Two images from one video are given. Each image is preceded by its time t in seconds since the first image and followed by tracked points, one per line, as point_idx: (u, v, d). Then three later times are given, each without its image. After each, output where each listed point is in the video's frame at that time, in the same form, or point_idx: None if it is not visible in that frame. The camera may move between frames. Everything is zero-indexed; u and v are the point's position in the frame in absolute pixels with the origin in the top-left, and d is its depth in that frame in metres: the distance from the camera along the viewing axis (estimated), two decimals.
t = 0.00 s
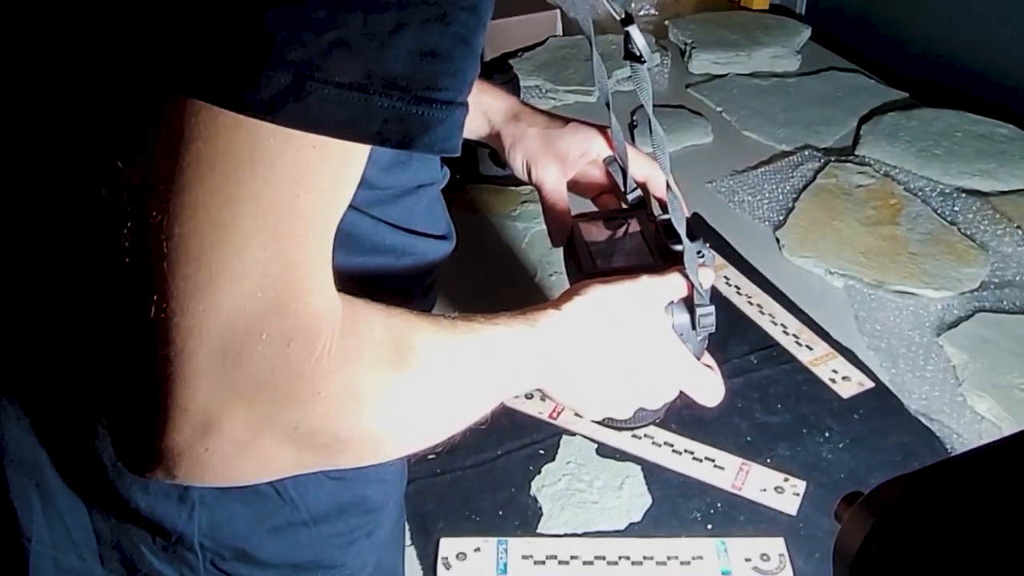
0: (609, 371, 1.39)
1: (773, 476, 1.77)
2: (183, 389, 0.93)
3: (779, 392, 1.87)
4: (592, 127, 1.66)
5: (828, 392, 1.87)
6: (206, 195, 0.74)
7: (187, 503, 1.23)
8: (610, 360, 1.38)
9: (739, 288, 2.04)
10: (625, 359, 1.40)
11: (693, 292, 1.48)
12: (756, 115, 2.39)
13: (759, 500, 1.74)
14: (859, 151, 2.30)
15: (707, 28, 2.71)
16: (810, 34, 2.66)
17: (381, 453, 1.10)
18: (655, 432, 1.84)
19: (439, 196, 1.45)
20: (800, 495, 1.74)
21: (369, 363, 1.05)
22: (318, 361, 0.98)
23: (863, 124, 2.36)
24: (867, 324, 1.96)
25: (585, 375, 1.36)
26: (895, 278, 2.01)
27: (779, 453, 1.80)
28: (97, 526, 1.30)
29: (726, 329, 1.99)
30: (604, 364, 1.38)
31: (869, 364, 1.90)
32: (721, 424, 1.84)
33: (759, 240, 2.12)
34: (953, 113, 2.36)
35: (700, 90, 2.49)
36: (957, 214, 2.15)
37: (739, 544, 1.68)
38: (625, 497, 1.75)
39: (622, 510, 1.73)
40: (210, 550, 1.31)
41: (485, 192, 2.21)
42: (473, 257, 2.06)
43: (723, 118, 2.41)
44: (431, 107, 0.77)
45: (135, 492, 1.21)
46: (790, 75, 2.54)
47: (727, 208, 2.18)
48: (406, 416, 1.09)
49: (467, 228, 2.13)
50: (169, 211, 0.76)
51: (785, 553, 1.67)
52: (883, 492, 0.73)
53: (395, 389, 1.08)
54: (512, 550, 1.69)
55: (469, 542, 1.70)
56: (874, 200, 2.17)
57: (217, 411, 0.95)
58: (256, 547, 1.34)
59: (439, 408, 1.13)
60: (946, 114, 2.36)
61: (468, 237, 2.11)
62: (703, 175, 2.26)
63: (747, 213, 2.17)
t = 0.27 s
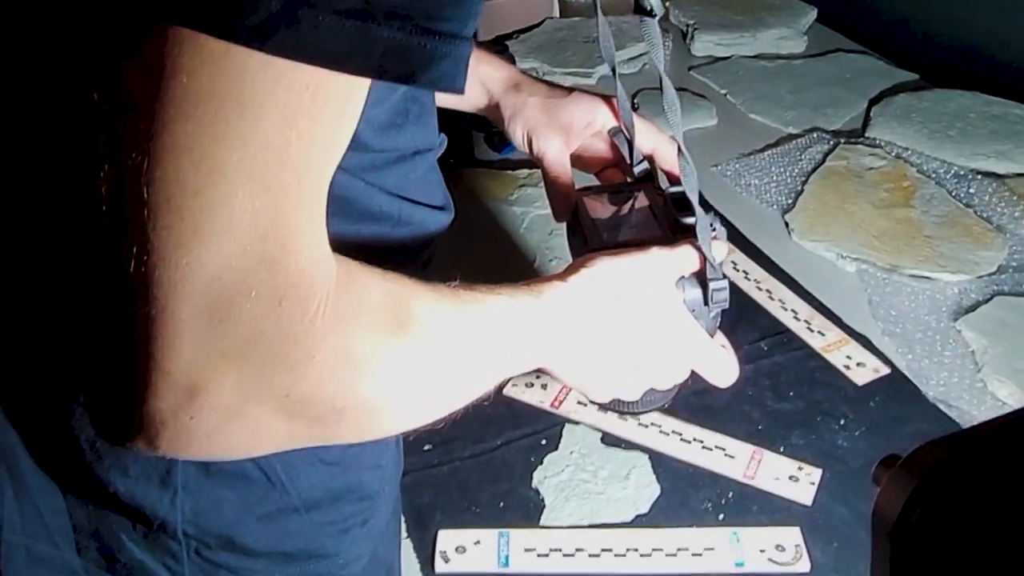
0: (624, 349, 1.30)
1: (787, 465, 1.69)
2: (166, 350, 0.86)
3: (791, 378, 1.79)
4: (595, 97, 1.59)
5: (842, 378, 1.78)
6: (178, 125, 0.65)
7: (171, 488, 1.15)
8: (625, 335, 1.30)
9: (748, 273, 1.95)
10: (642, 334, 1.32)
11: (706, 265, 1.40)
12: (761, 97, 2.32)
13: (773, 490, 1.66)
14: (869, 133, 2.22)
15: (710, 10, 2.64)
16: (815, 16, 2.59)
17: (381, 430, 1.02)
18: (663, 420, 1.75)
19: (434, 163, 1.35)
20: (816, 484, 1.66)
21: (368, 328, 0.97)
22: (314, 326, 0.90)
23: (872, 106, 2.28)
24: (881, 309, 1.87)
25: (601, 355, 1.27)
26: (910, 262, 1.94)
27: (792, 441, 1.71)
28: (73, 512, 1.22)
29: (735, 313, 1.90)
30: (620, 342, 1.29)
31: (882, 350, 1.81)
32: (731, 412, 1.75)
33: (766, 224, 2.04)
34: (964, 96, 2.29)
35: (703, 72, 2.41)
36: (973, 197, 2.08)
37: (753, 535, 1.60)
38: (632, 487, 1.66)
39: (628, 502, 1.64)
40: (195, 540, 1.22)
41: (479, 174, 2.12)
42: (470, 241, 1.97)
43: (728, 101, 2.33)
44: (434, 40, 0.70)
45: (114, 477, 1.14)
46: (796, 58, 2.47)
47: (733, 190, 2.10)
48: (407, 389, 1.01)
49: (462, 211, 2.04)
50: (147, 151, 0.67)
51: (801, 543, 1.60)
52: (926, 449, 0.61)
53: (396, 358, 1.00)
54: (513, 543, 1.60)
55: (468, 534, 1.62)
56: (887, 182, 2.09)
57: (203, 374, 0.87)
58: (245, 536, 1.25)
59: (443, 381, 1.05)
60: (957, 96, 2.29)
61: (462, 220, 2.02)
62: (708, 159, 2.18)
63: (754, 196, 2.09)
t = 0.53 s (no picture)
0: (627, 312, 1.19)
1: (796, 442, 1.58)
2: (108, 290, 0.74)
3: (798, 351, 1.69)
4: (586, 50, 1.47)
5: (851, 349, 1.68)
6: (133, 44, 0.63)
7: (128, 467, 1.05)
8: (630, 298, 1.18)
9: (747, 242, 1.85)
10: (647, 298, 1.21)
11: (709, 218, 1.30)
12: (756, 66, 2.22)
13: (781, 467, 1.56)
14: (870, 100, 2.12)
15: None
16: None
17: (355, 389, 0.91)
18: (663, 396, 1.64)
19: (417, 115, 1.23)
20: (828, 461, 1.56)
21: (341, 271, 0.86)
22: (277, 264, 0.79)
23: (872, 73, 2.18)
24: (890, 277, 1.77)
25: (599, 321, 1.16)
26: (918, 227, 1.83)
27: (802, 414, 1.61)
28: (21, 499, 1.10)
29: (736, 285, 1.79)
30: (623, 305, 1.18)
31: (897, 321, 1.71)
32: (735, 387, 1.64)
33: (766, 193, 1.94)
34: (968, 61, 2.20)
35: (694, 43, 2.31)
36: (980, 161, 1.97)
37: (762, 513, 1.51)
38: (632, 468, 1.56)
39: (628, 484, 1.54)
40: (158, 525, 1.11)
41: (460, 149, 2.01)
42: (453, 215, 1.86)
43: (720, 70, 2.23)
44: None
45: (64, 456, 1.04)
46: (791, 27, 2.37)
47: (729, 159, 2.00)
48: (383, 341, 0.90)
49: (444, 185, 1.92)
50: (88, 62, 0.64)
51: (814, 522, 1.50)
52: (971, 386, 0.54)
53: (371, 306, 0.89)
54: (506, 530, 1.50)
55: (458, 522, 1.52)
56: (890, 148, 1.99)
57: (152, 318, 0.75)
58: (212, 518, 1.14)
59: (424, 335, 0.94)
60: (960, 60, 2.20)
61: (445, 194, 1.91)
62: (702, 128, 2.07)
63: (752, 165, 1.99)
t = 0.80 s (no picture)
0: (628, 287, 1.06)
1: (811, 431, 1.46)
2: (20, 235, 0.60)
3: (809, 334, 1.55)
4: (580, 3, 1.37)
5: (867, 330, 1.55)
6: None
7: (70, 464, 0.93)
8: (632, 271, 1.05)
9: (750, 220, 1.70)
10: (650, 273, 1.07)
11: (722, 182, 1.16)
12: (754, 38, 2.10)
13: (796, 457, 1.43)
14: (875, 71, 1.99)
15: None
16: None
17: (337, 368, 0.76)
18: (666, 383, 1.51)
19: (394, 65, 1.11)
20: (845, 449, 1.44)
21: (319, 227, 0.70)
22: (233, 215, 0.64)
23: (877, 43, 2.06)
24: (905, 255, 1.64)
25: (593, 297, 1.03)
26: (932, 203, 1.70)
27: (816, 400, 1.49)
28: None
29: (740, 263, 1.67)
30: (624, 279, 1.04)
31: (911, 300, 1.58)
32: (743, 372, 1.52)
33: (768, 168, 1.81)
34: (977, 29, 2.08)
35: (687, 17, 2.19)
36: (994, 132, 1.84)
37: (776, 507, 1.39)
38: (634, 461, 1.43)
39: (630, 478, 1.42)
40: (103, 527, 0.99)
41: (445, 127, 1.89)
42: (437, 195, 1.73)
43: (716, 43, 2.11)
44: None
45: None
46: None
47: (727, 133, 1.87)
48: (373, 312, 0.75)
49: (427, 164, 1.80)
50: None
51: (832, 515, 1.38)
52: None
53: (358, 269, 0.73)
54: (499, 531, 1.38)
55: (445, 522, 1.40)
56: (899, 120, 1.86)
57: (75, 273, 0.62)
58: (172, 520, 1.02)
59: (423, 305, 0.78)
60: (970, 29, 2.08)
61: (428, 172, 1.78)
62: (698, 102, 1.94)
63: (753, 140, 1.86)
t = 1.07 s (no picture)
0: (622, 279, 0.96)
1: (827, 433, 1.35)
2: None
3: (820, 328, 1.44)
4: None
5: (882, 324, 1.44)
6: None
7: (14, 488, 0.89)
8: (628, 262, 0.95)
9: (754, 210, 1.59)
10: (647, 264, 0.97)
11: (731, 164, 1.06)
12: (752, 19, 2.00)
13: (811, 461, 1.33)
14: (880, 51, 1.89)
15: None
16: None
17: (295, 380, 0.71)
18: (670, 384, 1.40)
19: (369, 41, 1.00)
20: (864, 452, 1.33)
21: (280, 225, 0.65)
22: (173, 200, 0.60)
23: (881, 22, 1.96)
24: (920, 243, 1.53)
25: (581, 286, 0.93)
26: (947, 187, 1.60)
27: (831, 399, 1.38)
28: None
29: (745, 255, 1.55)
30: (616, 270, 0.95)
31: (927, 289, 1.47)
32: (750, 372, 1.41)
33: (772, 154, 1.69)
34: (986, 7, 1.98)
35: None
36: (1009, 112, 1.73)
37: (793, 516, 1.29)
38: (637, 470, 1.33)
39: (634, 487, 1.32)
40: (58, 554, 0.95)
41: (427, 116, 1.78)
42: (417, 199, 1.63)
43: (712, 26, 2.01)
44: None
45: None
46: None
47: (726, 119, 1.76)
48: (334, 320, 0.70)
49: (410, 153, 1.69)
50: None
51: (853, 523, 1.28)
52: None
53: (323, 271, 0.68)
54: (493, 548, 1.28)
55: (434, 538, 1.29)
56: (907, 100, 1.75)
57: None
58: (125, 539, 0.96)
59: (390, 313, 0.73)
60: (978, 7, 1.98)
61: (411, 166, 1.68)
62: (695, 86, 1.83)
63: (754, 125, 1.75)
